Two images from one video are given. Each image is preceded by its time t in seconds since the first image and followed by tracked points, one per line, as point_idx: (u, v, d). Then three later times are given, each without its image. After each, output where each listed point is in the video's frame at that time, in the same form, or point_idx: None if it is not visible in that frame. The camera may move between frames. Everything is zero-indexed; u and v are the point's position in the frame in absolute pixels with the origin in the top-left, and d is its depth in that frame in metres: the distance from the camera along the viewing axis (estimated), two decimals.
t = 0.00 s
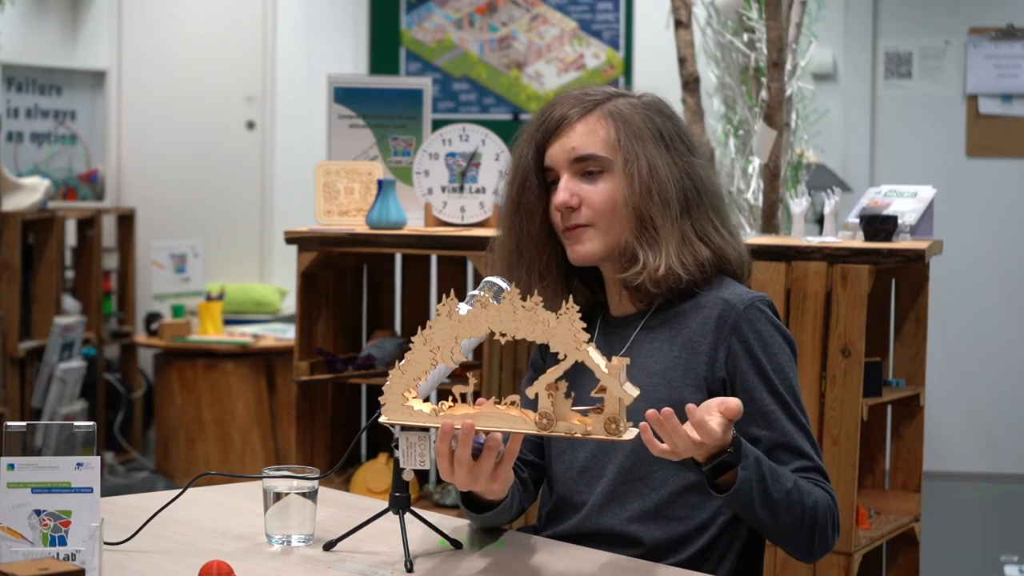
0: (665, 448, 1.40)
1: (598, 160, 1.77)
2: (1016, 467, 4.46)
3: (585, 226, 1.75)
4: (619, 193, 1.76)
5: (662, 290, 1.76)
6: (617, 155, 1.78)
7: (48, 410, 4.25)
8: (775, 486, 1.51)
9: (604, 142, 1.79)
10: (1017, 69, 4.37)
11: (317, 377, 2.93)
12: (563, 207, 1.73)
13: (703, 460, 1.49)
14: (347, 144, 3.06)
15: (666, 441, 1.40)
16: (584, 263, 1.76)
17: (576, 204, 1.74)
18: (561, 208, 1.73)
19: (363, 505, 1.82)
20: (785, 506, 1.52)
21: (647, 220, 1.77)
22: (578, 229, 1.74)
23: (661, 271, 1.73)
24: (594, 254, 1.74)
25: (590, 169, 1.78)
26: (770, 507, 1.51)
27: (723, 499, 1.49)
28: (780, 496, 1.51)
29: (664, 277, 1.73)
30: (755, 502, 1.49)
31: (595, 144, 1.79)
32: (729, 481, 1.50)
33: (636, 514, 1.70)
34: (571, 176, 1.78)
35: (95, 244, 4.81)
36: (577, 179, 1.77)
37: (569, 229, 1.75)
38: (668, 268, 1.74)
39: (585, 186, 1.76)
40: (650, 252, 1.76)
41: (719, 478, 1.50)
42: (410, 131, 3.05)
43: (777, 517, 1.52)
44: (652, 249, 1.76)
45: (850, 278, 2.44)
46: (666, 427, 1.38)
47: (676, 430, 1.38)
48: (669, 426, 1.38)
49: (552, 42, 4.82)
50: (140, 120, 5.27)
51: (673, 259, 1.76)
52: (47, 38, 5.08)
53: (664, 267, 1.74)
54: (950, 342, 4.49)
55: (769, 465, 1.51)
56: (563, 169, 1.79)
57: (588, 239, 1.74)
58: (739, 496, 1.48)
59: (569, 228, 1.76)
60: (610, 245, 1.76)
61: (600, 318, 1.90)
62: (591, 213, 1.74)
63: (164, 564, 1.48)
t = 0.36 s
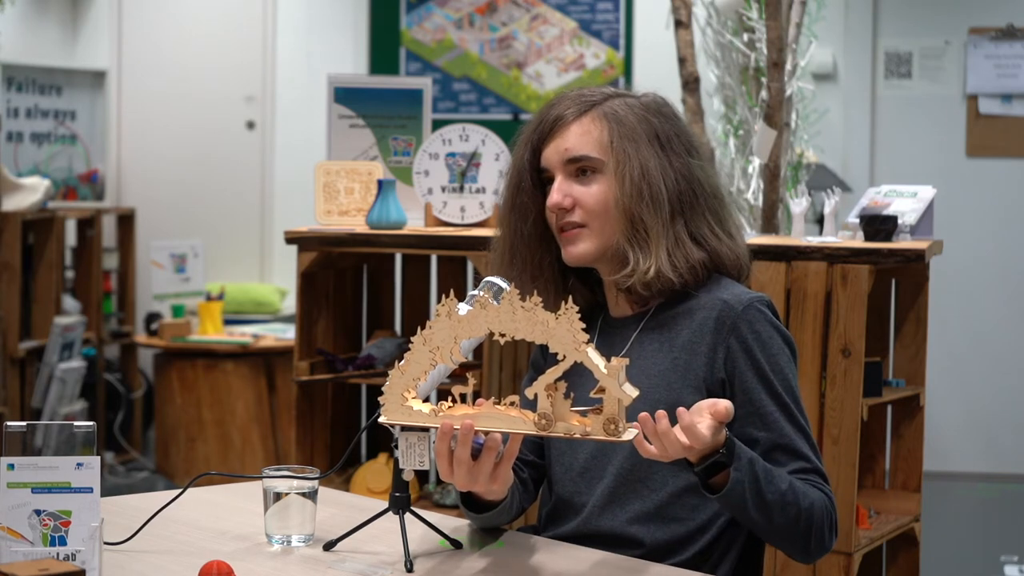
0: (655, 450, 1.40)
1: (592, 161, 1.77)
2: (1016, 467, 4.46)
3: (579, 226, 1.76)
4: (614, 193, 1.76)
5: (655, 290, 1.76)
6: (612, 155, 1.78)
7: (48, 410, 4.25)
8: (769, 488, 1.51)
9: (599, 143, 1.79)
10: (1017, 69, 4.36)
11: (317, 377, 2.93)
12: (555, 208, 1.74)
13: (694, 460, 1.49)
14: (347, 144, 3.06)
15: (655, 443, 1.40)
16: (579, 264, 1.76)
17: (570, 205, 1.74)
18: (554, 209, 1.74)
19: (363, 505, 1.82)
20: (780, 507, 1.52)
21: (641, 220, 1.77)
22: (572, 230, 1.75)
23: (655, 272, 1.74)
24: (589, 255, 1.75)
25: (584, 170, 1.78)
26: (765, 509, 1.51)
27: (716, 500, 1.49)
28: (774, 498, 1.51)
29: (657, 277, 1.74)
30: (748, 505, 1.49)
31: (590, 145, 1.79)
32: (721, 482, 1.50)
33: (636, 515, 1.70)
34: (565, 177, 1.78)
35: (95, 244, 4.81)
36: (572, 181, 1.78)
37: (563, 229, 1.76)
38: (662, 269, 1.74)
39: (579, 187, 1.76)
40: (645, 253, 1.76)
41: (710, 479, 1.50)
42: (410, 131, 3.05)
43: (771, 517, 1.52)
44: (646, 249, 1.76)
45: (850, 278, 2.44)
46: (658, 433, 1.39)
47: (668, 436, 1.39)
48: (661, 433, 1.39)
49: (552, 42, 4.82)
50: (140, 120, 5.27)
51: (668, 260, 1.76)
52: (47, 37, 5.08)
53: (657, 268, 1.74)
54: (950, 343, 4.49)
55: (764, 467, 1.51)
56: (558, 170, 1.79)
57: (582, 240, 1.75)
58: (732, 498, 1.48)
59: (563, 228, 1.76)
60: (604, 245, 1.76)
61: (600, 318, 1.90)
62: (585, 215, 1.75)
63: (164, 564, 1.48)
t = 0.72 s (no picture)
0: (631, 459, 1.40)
1: (592, 159, 1.77)
2: (1017, 467, 4.46)
3: (579, 225, 1.76)
4: (613, 192, 1.76)
5: (654, 290, 1.76)
6: (612, 154, 1.79)
7: (48, 410, 4.25)
8: (766, 488, 1.50)
9: (599, 141, 1.79)
10: (1017, 69, 4.37)
11: (317, 377, 2.93)
12: (555, 206, 1.74)
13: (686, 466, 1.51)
14: (347, 144, 3.06)
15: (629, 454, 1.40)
16: (577, 262, 1.77)
17: (569, 203, 1.75)
18: (553, 206, 1.74)
19: (363, 505, 1.82)
20: (782, 506, 1.51)
21: (641, 220, 1.77)
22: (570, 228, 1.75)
23: (654, 271, 1.74)
24: (588, 253, 1.75)
25: (584, 168, 1.78)
26: (765, 509, 1.50)
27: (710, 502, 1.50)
28: (773, 499, 1.51)
29: (656, 277, 1.74)
30: (745, 506, 1.50)
31: (590, 143, 1.79)
32: (714, 484, 1.51)
33: (637, 516, 1.70)
34: (565, 175, 1.78)
35: (95, 244, 4.80)
36: (571, 179, 1.78)
37: (562, 227, 1.76)
38: (661, 268, 1.74)
39: (578, 185, 1.76)
40: (643, 252, 1.76)
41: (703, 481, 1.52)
42: (410, 131, 3.05)
43: (773, 517, 1.51)
44: (644, 248, 1.76)
45: (850, 278, 2.44)
46: (627, 445, 1.39)
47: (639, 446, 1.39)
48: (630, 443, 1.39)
49: (552, 42, 4.82)
50: (140, 120, 5.27)
51: (667, 260, 1.76)
52: (47, 37, 5.07)
53: (656, 267, 1.74)
54: (951, 343, 4.49)
55: (759, 468, 1.51)
56: (557, 168, 1.79)
57: (580, 238, 1.75)
58: (726, 499, 1.49)
59: (563, 226, 1.77)
60: (603, 243, 1.76)
61: (600, 318, 1.91)
62: (584, 213, 1.75)
63: (164, 564, 1.48)
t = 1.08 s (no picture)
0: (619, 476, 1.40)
1: (593, 158, 1.77)
2: (1017, 467, 4.46)
3: (578, 223, 1.75)
4: (613, 190, 1.76)
5: (653, 289, 1.76)
6: (612, 152, 1.79)
7: (48, 410, 4.25)
8: (758, 495, 1.51)
9: (600, 140, 1.79)
10: (1017, 69, 4.37)
11: (317, 377, 2.93)
12: (555, 203, 1.74)
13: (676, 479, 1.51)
14: (347, 144, 3.06)
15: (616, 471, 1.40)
16: (577, 261, 1.76)
17: (569, 200, 1.74)
18: (553, 204, 1.74)
19: (363, 505, 1.82)
20: (777, 511, 1.52)
21: (640, 219, 1.77)
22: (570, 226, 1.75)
23: (653, 269, 1.74)
24: (587, 251, 1.75)
25: (585, 166, 1.78)
26: (759, 516, 1.52)
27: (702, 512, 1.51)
28: (766, 505, 1.51)
29: (656, 275, 1.74)
30: (738, 512, 1.51)
31: (591, 142, 1.79)
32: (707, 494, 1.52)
33: (637, 516, 1.70)
34: (565, 172, 1.78)
35: (95, 244, 4.80)
36: (572, 176, 1.78)
37: (562, 224, 1.76)
38: (660, 267, 1.74)
39: (578, 182, 1.76)
40: (643, 251, 1.76)
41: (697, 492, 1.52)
42: (410, 131, 3.05)
43: (767, 521, 1.52)
44: (644, 247, 1.76)
45: (850, 278, 2.44)
46: (614, 463, 1.40)
47: (624, 465, 1.39)
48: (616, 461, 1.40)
49: (552, 42, 4.82)
50: (140, 120, 5.27)
51: (667, 259, 1.76)
52: (47, 37, 5.07)
53: (655, 266, 1.74)
54: (951, 343, 4.49)
55: (751, 475, 1.52)
56: (558, 166, 1.79)
57: (580, 236, 1.75)
58: (719, 509, 1.50)
59: (562, 224, 1.76)
60: (603, 242, 1.76)
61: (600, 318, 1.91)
62: (584, 210, 1.75)
63: (164, 564, 1.48)
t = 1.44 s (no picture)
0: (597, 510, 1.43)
1: (594, 159, 1.77)
2: (1017, 467, 4.46)
3: (578, 223, 1.75)
4: (614, 192, 1.76)
5: (653, 291, 1.76)
6: (614, 154, 1.79)
7: (48, 410, 4.25)
8: (751, 506, 1.54)
9: (602, 141, 1.79)
10: (1017, 69, 4.36)
11: (317, 377, 2.93)
12: (555, 204, 1.74)
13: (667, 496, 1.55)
14: (347, 144, 3.06)
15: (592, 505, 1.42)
16: (576, 261, 1.77)
17: (570, 201, 1.75)
18: (554, 204, 1.74)
19: (362, 505, 1.82)
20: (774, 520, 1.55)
21: (641, 221, 1.77)
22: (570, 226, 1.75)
23: (653, 270, 1.74)
24: (587, 252, 1.75)
25: (586, 167, 1.78)
26: (755, 526, 1.54)
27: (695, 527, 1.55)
28: (760, 516, 1.54)
29: (656, 276, 1.74)
30: (731, 522, 1.53)
31: (593, 143, 1.79)
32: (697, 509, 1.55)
33: (638, 516, 1.70)
34: (566, 173, 1.78)
35: (95, 243, 4.80)
36: (573, 177, 1.78)
37: (562, 225, 1.76)
38: (660, 268, 1.74)
39: (579, 183, 1.76)
40: (643, 253, 1.76)
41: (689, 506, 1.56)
42: (410, 131, 3.05)
43: (765, 530, 1.55)
44: (644, 249, 1.76)
45: (850, 278, 2.44)
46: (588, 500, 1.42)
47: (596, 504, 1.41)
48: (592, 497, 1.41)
49: (552, 42, 4.82)
50: (139, 119, 5.27)
51: (667, 260, 1.76)
52: (47, 37, 5.07)
53: (655, 267, 1.74)
54: (951, 343, 4.49)
55: (743, 489, 1.54)
56: (559, 167, 1.79)
57: (580, 237, 1.75)
58: (711, 525, 1.53)
59: (562, 224, 1.77)
60: (603, 243, 1.76)
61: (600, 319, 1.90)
62: (585, 211, 1.75)
63: (164, 564, 1.48)
